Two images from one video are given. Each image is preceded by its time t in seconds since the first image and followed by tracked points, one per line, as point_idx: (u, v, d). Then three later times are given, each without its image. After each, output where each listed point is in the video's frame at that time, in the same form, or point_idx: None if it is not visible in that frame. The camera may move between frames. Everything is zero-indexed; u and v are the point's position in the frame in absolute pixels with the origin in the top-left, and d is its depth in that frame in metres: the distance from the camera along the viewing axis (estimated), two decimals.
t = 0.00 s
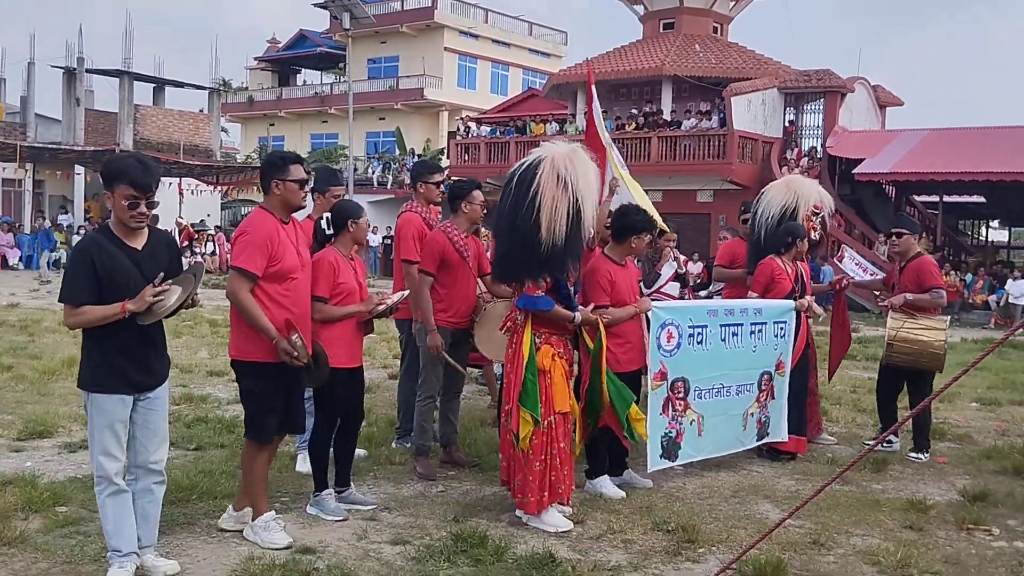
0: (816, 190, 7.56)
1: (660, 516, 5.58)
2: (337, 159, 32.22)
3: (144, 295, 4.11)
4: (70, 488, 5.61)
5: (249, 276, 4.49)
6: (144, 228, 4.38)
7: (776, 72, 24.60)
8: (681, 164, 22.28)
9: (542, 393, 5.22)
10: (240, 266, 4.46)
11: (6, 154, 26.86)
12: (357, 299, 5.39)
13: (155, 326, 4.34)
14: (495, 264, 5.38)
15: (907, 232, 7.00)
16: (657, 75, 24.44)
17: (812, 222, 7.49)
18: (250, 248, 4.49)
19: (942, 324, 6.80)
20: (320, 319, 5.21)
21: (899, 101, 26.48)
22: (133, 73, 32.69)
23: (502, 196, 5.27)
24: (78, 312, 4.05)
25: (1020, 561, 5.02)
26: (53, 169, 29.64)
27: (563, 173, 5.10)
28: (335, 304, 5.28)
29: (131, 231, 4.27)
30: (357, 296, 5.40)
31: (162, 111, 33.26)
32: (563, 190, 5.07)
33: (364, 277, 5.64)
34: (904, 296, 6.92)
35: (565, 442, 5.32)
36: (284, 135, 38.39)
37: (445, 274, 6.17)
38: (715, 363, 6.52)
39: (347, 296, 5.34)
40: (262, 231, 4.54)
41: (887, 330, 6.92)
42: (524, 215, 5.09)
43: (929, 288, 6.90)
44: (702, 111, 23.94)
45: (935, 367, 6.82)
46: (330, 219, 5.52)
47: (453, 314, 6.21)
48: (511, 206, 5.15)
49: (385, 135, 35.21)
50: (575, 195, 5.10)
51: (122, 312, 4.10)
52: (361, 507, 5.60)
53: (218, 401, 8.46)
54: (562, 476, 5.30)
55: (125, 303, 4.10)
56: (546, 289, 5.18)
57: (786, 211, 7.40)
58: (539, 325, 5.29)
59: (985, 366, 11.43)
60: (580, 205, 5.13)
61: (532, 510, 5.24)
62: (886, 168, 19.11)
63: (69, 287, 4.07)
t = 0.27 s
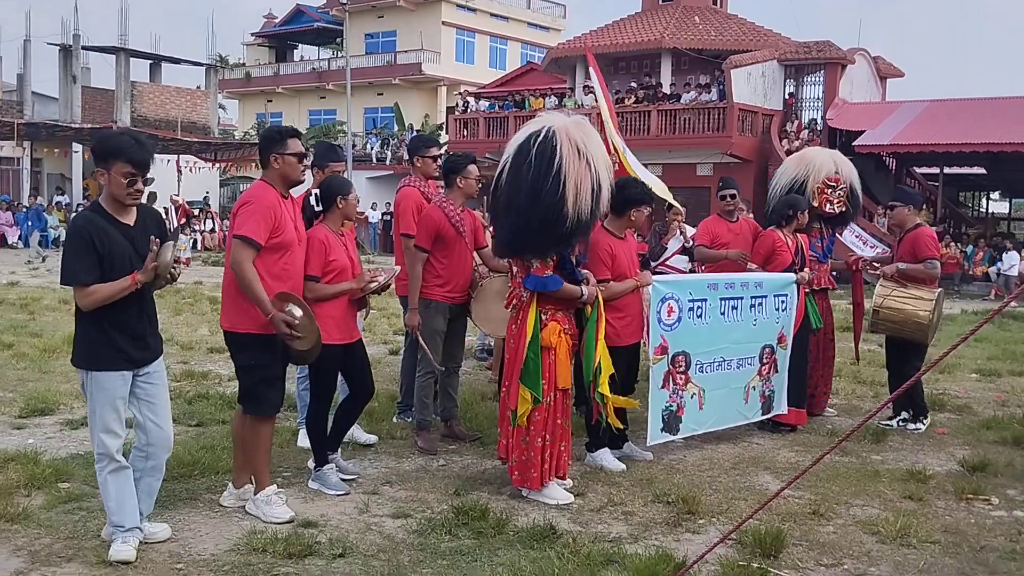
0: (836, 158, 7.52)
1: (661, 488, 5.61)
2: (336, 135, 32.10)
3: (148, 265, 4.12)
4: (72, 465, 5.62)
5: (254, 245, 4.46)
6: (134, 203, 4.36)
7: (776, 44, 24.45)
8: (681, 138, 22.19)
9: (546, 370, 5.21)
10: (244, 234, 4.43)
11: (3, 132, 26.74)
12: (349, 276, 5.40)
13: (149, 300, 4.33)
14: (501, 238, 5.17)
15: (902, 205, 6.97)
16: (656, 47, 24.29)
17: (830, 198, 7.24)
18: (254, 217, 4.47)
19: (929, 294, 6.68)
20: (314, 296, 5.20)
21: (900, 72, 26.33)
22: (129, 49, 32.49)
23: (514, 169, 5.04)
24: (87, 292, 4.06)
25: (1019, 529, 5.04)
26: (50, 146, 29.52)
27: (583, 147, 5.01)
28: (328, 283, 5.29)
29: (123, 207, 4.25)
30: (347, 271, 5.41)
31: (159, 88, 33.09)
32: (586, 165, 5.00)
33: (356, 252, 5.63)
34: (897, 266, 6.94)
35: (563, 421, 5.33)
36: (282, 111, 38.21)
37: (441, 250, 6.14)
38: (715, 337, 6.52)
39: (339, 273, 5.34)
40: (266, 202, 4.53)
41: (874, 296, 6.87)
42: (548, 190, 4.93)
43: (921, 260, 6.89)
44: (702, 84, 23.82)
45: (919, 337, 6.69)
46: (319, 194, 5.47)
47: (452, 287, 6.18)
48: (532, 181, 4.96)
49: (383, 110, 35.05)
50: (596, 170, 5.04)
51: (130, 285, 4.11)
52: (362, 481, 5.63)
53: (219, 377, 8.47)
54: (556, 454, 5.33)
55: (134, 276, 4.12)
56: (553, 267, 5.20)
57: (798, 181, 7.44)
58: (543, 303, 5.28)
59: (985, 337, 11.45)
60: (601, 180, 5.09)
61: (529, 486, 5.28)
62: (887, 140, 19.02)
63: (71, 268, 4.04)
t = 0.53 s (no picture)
0: (843, 137, 7.49)
1: (662, 470, 5.62)
2: (335, 120, 32.01)
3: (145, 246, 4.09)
4: (74, 450, 5.64)
5: (255, 224, 4.45)
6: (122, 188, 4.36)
7: (777, 26, 24.35)
8: (681, 121, 22.14)
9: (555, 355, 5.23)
10: (245, 213, 4.42)
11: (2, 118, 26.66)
12: (348, 257, 5.39)
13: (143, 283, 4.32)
14: (521, 226, 5.06)
15: (900, 189, 6.90)
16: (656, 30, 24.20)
17: (839, 179, 7.23)
18: (254, 196, 4.46)
19: (921, 278, 6.64)
20: (314, 279, 5.21)
21: (900, 54, 26.24)
22: (127, 34, 32.35)
23: (542, 157, 4.94)
24: (85, 274, 4.05)
25: (1019, 510, 5.06)
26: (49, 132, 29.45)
27: (603, 135, 5.06)
28: (327, 265, 5.29)
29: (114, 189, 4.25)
30: (348, 254, 5.40)
31: (157, 73, 32.98)
32: (610, 154, 5.07)
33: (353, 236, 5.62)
34: (894, 248, 6.86)
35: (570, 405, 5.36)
36: (281, 96, 38.11)
37: (437, 233, 6.12)
38: (714, 320, 6.53)
39: (337, 255, 5.34)
40: (265, 183, 4.53)
41: (867, 276, 6.84)
42: (582, 182, 4.93)
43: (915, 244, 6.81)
44: (702, 66, 23.74)
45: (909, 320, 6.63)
46: (313, 178, 5.43)
47: (449, 271, 6.21)
48: (567, 172, 4.91)
49: (382, 95, 34.94)
50: (615, 158, 5.12)
51: (128, 267, 4.08)
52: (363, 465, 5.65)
53: (221, 361, 8.48)
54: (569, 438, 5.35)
55: (131, 256, 4.09)
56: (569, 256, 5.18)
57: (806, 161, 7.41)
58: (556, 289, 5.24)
59: (984, 319, 11.46)
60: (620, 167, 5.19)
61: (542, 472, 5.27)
62: (887, 122, 18.97)
63: (70, 246, 4.03)
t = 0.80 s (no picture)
0: (846, 126, 7.43)
1: (662, 459, 5.64)
2: (335, 109, 31.97)
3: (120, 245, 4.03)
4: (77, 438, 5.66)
5: (247, 217, 4.45)
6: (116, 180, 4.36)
7: (778, 15, 24.30)
8: (682, 110, 22.12)
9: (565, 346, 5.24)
10: (236, 205, 4.42)
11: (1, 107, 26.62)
12: (350, 245, 5.39)
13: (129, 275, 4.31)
14: (528, 215, 5.07)
15: (901, 177, 6.79)
16: (657, 19, 24.16)
17: (842, 165, 7.18)
18: (247, 187, 4.46)
19: (914, 272, 6.57)
20: (316, 267, 5.23)
21: (902, 42, 26.19)
22: (127, 23, 32.28)
23: (551, 147, 4.94)
24: (54, 257, 4.00)
25: (1018, 498, 5.08)
26: (49, 121, 29.41)
27: (612, 125, 5.06)
28: (328, 253, 5.30)
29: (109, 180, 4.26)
30: (348, 241, 5.41)
31: (157, 62, 32.92)
32: (618, 145, 5.07)
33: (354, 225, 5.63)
34: (891, 241, 6.78)
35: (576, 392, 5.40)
36: (281, 85, 38.05)
37: (437, 221, 6.13)
38: (713, 310, 6.54)
39: (338, 243, 5.34)
40: (258, 174, 4.53)
41: (861, 272, 6.83)
42: (591, 173, 4.93)
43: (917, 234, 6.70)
44: (702, 55, 23.70)
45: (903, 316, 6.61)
46: (313, 167, 5.43)
47: (451, 259, 6.21)
48: (575, 162, 4.91)
49: (383, 84, 34.88)
50: (623, 148, 5.11)
51: (94, 261, 4.01)
52: (364, 454, 5.67)
53: (222, 350, 8.51)
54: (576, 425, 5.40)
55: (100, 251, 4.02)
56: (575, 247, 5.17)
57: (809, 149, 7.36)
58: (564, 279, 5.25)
59: (985, 308, 11.48)
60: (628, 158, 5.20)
61: (562, 462, 5.29)
62: (889, 111, 18.95)
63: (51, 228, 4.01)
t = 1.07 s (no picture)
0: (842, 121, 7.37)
1: (662, 455, 5.65)
2: (335, 105, 31.95)
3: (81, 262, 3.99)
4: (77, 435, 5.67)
5: (242, 220, 4.44)
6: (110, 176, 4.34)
7: (778, 11, 24.29)
8: (682, 106, 22.13)
9: (578, 338, 5.25)
10: (231, 209, 4.40)
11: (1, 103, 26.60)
12: (349, 242, 5.40)
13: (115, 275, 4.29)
14: (529, 212, 5.08)
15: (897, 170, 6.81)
16: (657, 15, 24.15)
17: (842, 162, 7.13)
18: (239, 189, 4.43)
19: (917, 271, 6.52)
20: (315, 264, 5.22)
21: (902, 39, 26.17)
22: (126, 19, 32.26)
23: (550, 144, 4.95)
24: (21, 244, 3.93)
25: (1017, 494, 5.09)
26: (49, 117, 29.39)
27: (612, 122, 5.04)
28: (328, 250, 5.30)
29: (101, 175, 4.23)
30: (347, 238, 5.40)
31: (157, 58, 32.90)
32: (618, 141, 5.05)
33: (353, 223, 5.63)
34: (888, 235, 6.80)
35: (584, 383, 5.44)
36: (281, 81, 38.03)
37: (438, 218, 6.14)
38: (710, 307, 6.54)
39: (338, 240, 5.34)
40: (250, 174, 4.50)
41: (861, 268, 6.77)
42: (589, 169, 4.93)
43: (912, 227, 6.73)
44: (703, 52, 23.70)
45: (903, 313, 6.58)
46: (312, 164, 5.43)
47: (452, 255, 6.20)
48: (574, 159, 4.92)
49: (383, 80, 34.86)
50: (624, 145, 5.09)
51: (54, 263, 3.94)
52: (365, 451, 5.68)
53: (222, 347, 8.52)
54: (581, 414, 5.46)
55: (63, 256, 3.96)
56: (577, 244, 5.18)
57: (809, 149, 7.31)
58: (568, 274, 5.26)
59: (984, 305, 11.50)
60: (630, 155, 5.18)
61: (570, 456, 5.29)
62: (889, 108, 18.95)
63: (31, 216, 3.97)
